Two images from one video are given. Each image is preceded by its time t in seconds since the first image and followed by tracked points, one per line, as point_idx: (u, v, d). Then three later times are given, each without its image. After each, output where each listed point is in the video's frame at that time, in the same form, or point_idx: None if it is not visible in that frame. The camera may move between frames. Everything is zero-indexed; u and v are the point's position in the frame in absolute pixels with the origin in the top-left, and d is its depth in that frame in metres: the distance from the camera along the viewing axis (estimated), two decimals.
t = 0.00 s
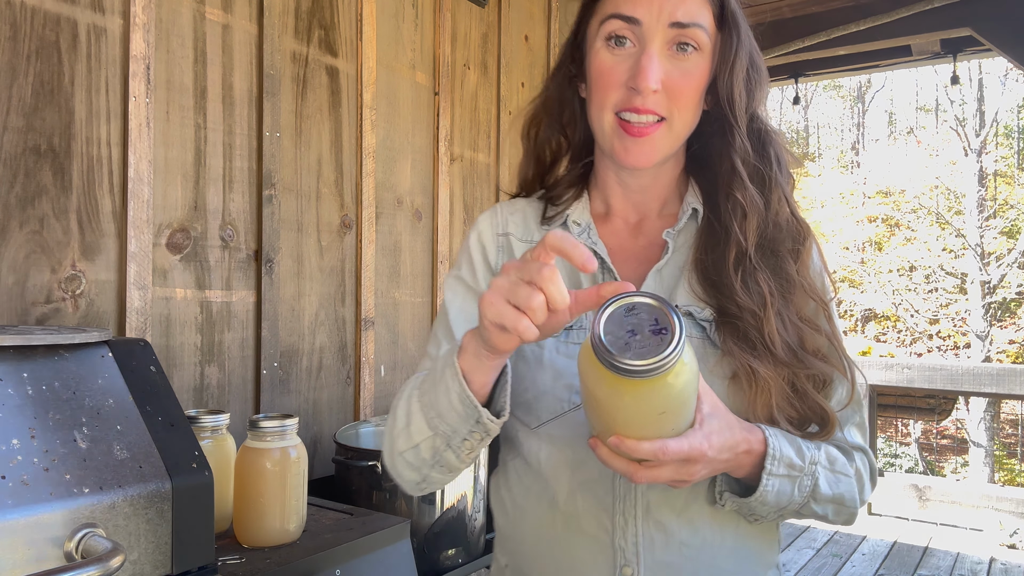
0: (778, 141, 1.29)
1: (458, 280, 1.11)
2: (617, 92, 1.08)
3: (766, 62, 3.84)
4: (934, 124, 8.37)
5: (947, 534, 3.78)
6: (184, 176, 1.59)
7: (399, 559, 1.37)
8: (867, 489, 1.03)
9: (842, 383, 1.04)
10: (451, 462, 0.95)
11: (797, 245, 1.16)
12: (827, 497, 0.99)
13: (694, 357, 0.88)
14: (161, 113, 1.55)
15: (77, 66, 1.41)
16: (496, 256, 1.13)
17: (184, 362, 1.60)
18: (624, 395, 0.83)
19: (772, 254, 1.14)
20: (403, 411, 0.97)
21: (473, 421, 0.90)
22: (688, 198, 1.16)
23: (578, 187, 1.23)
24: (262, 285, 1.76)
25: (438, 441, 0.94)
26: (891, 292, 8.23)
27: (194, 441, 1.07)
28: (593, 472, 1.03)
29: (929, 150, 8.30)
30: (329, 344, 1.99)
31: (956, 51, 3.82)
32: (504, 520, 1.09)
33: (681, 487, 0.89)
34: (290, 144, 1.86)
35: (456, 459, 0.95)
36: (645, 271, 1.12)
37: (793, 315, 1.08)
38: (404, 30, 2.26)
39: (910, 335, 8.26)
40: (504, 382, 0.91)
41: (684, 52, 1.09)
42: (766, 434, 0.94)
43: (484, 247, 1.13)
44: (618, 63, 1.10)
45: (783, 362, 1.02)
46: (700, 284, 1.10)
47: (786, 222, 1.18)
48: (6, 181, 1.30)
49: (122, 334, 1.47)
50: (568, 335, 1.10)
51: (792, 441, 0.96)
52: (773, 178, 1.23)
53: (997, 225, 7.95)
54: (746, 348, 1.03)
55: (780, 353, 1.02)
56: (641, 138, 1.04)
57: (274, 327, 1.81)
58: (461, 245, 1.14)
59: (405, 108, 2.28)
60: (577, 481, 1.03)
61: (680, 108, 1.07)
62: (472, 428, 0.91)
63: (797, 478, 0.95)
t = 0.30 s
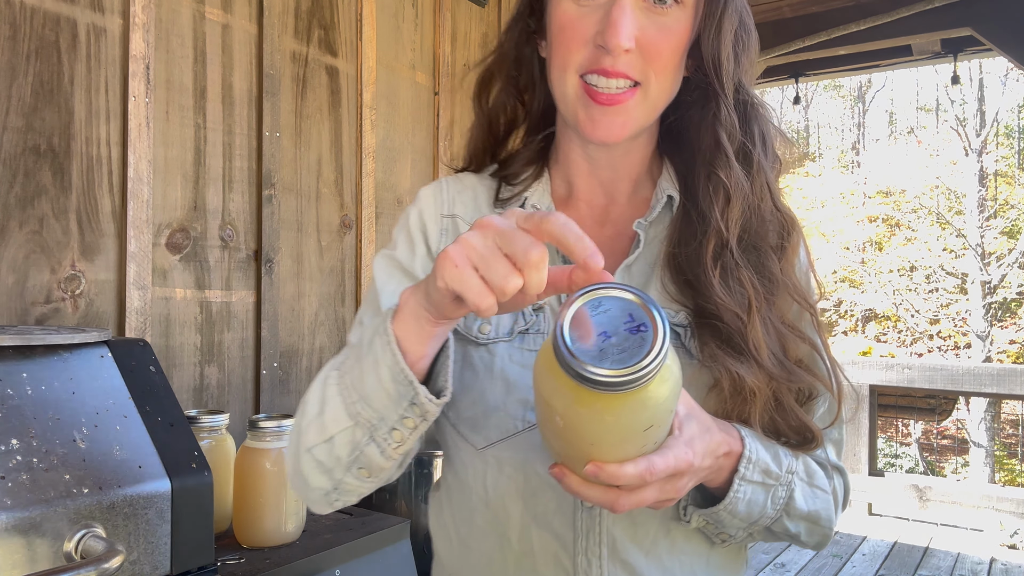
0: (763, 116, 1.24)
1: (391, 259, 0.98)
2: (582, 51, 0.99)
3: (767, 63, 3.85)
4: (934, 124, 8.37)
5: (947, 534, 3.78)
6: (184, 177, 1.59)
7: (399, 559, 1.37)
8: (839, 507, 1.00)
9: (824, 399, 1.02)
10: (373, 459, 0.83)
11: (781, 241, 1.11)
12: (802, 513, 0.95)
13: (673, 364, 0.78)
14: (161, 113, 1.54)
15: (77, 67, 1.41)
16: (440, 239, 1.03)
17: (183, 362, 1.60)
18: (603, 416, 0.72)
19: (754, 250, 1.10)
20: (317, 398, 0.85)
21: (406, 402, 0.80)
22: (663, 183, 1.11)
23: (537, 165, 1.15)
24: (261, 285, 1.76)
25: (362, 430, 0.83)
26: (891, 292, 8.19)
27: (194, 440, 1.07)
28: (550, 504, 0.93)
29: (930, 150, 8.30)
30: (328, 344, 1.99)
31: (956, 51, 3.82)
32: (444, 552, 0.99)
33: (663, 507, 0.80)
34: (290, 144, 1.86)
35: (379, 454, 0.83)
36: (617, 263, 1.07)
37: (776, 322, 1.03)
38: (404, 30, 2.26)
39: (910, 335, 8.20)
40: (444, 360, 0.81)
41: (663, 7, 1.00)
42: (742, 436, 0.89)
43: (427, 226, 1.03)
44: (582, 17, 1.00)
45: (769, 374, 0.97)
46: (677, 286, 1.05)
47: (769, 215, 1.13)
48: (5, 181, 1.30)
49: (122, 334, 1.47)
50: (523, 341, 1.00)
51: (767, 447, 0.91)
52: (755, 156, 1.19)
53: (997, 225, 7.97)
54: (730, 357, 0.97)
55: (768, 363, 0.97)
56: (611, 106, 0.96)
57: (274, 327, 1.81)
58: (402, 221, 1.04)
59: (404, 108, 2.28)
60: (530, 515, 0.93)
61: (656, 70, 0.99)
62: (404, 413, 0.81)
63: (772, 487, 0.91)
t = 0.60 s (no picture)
0: (748, 105, 1.23)
1: (339, 251, 0.99)
2: (552, 27, 0.97)
3: (767, 63, 3.84)
4: (935, 124, 8.37)
5: (948, 535, 3.78)
6: (184, 177, 1.59)
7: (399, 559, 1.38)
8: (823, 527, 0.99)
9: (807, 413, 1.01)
10: (296, 488, 0.79)
11: (764, 243, 1.10)
12: (782, 536, 0.94)
13: (638, 394, 0.72)
14: (161, 112, 1.54)
15: (76, 66, 1.40)
16: (393, 234, 1.04)
17: (183, 362, 1.60)
18: (556, 468, 0.65)
19: (735, 252, 1.09)
20: (234, 416, 0.79)
21: (333, 431, 0.76)
22: (638, 177, 1.11)
23: (500, 154, 1.15)
24: (261, 285, 1.76)
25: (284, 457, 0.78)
26: (891, 292, 8.11)
27: (193, 441, 1.07)
28: (509, 530, 0.92)
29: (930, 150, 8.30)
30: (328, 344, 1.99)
31: (956, 51, 3.82)
32: None
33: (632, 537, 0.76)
34: (290, 144, 1.86)
35: (304, 484, 0.78)
36: (589, 265, 1.06)
37: (759, 332, 1.02)
38: (404, 30, 2.26)
39: (910, 335, 8.16)
40: (380, 379, 0.77)
41: None
42: (720, 457, 0.88)
43: (381, 219, 1.04)
44: None
45: (751, 391, 0.96)
46: (652, 290, 1.04)
47: (752, 215, 1.12)
48: (4, 180, 1.30)
49: (121, 334, 1.46)
50: (484, 350, 1.00)
51: (746, 466, 0.91)
52: (737, 147, 1.19)
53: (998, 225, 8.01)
54: (709, 372, 0.96)
55: (750, 379, 0.96)
56: (581, 92, 0.96)
57: (274, 327, 1.81)
58: (355, 210, 1.04)
59: (404, 108, 2.28)
60: (488, 540, 0.93)
61: (630, 50, 0.98)
62: (331, 442, 0.76)
63: (750, 508, 0.90)
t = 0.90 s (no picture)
0: (742, 104, 1.23)
1: (315, 252, 1.00)
2: (536, 22, 0.97)
3: (767, 63, 3.84)
4: (935, 123, 8.37)
5: (948, 535, 3.78)
6: (184, 176, 1.59)
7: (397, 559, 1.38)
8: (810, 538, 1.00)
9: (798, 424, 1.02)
10: (261, 510, 0.80)
11: (756, 250, 1.10)
12: (770, 551, 0.95)
13: (614, 410, 0.72)
14: (161, 112, 1.54)
15: (76, 66, 1.40)
16: (372, 234, 1.05)
17: (183, 362, 1.60)
18: (526, 486, 0.64)
19: (727, 259, 1.09)
20: (194, 435, 0.81)
21: (295, 454, 0.77)
22: (627, 180, 1.10)
23: (483, 152, 1.16)
24: (261, 285, 1.76)
25: (247, 479, 0.79)
26: (891, 291, 8.08)
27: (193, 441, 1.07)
28: (485, 547, 0.94)
29: (930, 150, 8.30)
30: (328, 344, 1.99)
31: (956, 51, 3.82)
32: None
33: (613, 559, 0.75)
34: (290, 144, 1.86)
35: (270, 506, 0.80)
36: (573, 268, 1.05)
37: (749, 343, 1.02)
38: (403, 30, 2.26)
39: (910, 335, 8.17)
40: (344, 399, 0.78)
41: None
42: (706, 475, 0.88)
43: (359, 219, 1.04)
44: None
45: (740, 407, 0.97)
46: (639, 298, 1.04)
47: (745, 220, 1.12)
48: (5, 180, 1.30)
49: (121, 334, 1.46)
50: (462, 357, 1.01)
51: (732, 482, 0.91)
52: (729, 149, 1.19)
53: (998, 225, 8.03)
54: (697, 385, 0.96)
55: (739, 394, 0.96)
56: (565, 90, 0.96)
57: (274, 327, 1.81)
58: (332, 209, 1.05)
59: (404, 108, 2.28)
60: (464, 556, 0.94)
61: (617, 47, 0.98)
62: (294, 465, 0.77)
63: (736, 526, 0.91)
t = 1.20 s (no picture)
0: (738, 106, 1.23)
1: (309, 254, 1.00)
2: (532, 21, 0.97)
3: (767, 63, 3.84)
4: (935, 123, 8.37)
5: (948, 535, 3.78)
6: (184, 177, 1.59)
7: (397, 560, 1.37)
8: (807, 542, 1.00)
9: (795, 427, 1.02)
10: (255, 518, 0.80)
11: (752, 252, 1.10)
12: (767, 557, 0.95)
13: (604, 420, 0.72)
14: (161, 112, 1.54)
15: (76, 66, 1.40)
16: (367, 236, 1.05)
17: (183, 362, 1.60)
18: (515, 499, 0.64)
19: (722, 261, 1.09)
20: (188, 444, 0.81)
21: (290, 463, 0.76)
22: (622, 183, 1.10)
23: (479, 153, 1.15)
24: (261, 285, 1.76)
25: (241, 488, 0.79)
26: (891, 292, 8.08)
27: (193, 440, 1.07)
28: (481, 551, 0.94)
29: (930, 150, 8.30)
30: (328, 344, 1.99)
31: (956, 51, 3.81)
32: None
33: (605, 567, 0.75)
34: (290, 144, 1.86)
35: (264, 515, 0.79)
36: (568, 271, 1.06)
37: (745, 346, 1.03)
38: (403, 31, 2.25)
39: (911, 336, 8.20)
40: (338, 408, 0.78)
41: None
42: (701, 482, 0.88)
43: (355, 222, 1.05)
44: None
45: (735, 411, 0.97)
46: (634, 301, 1.04)
47: (740, 222, 1.12)
48: (5, 180, 1.30)
49: (121, 334, 1.46)
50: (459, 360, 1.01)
51: (728, 489, 0.91)
52: (726, 151, 1.19)
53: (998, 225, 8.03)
54: (693, 390, 0.96)
55: (734, 398, 0.97)
56: (562, 87, 0.96)
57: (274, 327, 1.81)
58: (327, 211, 1.05)
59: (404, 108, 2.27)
60: (459, 559, 0.94)
61: (614, 48, 0.98)
62: (288, 475, 0.77)
63: (732, 532, 0.91)
